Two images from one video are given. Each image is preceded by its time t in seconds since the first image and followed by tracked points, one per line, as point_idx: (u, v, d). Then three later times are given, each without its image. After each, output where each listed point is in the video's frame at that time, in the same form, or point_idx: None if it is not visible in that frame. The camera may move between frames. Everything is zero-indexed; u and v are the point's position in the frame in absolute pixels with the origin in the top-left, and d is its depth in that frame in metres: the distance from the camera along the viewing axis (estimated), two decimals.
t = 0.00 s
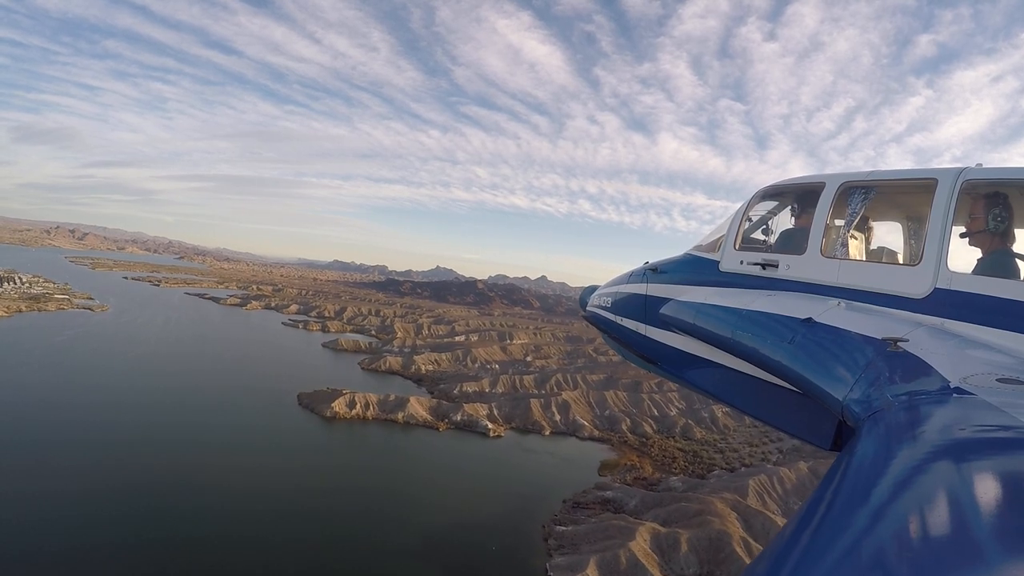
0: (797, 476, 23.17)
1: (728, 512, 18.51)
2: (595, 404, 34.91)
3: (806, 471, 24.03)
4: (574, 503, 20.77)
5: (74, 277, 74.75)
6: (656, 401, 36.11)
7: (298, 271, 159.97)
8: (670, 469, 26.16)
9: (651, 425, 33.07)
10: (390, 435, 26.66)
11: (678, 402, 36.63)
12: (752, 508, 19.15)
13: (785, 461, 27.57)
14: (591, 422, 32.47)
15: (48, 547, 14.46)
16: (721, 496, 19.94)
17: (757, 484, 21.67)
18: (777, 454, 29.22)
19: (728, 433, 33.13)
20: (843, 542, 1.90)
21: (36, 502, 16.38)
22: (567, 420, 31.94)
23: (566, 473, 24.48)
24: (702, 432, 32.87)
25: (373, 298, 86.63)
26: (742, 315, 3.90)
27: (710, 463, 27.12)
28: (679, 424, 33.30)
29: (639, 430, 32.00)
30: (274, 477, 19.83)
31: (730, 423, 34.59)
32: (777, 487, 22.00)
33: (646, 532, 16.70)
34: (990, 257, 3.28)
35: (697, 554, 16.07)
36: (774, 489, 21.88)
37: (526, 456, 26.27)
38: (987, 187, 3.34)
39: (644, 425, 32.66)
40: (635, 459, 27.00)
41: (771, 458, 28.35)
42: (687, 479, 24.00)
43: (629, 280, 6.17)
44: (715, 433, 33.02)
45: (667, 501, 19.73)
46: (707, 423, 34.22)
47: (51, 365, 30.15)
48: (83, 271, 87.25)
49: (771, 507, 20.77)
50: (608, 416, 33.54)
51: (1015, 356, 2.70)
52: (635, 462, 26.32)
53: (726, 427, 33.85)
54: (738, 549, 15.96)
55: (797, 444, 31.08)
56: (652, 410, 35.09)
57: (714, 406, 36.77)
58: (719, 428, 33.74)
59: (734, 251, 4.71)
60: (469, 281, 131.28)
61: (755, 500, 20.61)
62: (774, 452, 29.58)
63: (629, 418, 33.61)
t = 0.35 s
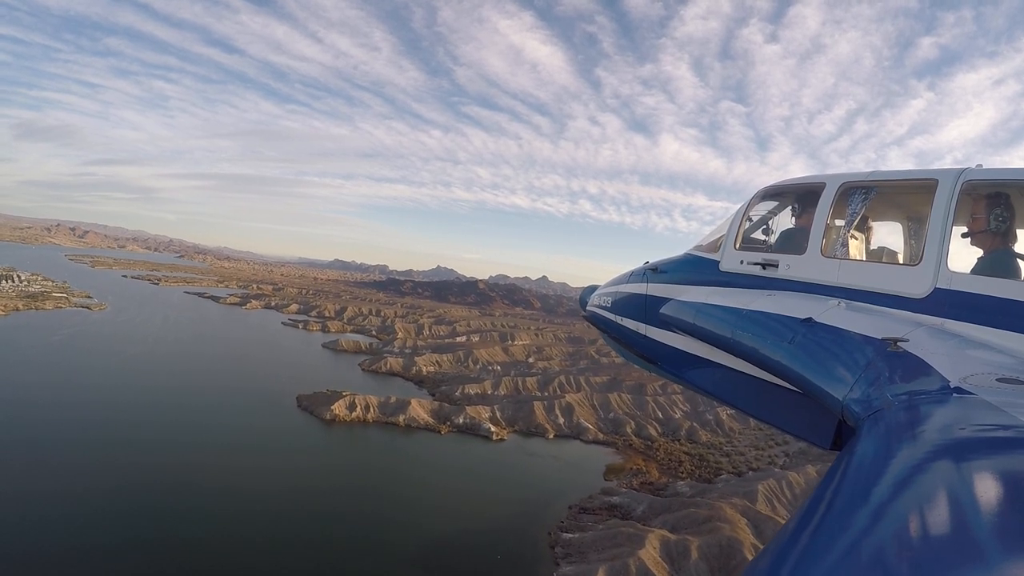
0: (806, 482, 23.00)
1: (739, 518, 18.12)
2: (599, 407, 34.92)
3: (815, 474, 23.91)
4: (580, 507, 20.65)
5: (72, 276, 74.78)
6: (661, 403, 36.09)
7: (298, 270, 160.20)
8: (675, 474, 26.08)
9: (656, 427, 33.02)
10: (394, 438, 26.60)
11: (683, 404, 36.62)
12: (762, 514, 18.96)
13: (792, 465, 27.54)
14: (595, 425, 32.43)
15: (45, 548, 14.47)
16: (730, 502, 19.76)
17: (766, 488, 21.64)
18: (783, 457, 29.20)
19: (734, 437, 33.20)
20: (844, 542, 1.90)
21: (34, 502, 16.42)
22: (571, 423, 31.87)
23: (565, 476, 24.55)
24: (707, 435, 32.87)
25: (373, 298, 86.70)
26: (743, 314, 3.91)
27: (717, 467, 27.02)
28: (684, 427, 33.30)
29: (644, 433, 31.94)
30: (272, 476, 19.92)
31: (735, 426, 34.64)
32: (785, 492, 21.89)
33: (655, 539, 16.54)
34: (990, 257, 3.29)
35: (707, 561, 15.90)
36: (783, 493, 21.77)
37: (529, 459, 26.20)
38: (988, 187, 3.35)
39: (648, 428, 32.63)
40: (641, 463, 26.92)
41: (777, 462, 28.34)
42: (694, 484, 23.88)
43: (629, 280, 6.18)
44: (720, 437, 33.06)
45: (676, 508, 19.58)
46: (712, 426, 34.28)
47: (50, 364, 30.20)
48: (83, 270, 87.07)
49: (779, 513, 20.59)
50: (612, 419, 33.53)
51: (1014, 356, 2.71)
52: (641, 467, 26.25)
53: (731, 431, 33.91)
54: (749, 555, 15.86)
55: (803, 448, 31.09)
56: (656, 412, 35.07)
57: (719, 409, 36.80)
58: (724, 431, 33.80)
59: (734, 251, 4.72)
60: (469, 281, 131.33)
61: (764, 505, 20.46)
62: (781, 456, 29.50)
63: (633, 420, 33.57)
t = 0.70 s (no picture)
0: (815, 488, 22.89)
1: (748, 526, 18.01)
2: (604, 410, 34.92)
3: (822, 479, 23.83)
4: (586, 514, 20.46)
5: (71, 275, 74.72)
6: (664, 406, 36.05)
7: (299, 270, 160.16)
8: (681, 478, 26.01)
9: (661, 431, 32.99)
10: (397, 441, 26.54)
11: (687, 407, 36.60)
12: (771, 521, 18.87)
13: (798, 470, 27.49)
14: (600, 428, 32.38)
15: (43, 547, 14.49)
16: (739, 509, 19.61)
17: (774, 494, 21.60)
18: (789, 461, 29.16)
19: (739, 440, 33.22)
20: (843, 542, 1.90)
21: (33, 501, 16.46)
22: (575, 427, 31.80)
23: (565, 479, 24.56)
24: (712, 439, 32.87)
25: (374, 298, 86.69)
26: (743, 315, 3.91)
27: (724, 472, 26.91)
28: (689, 431, 33.25)
29: (648, 437, 31.89)
30: (270, 476, 19.98)
31: (740, 430, 34.67)
32: (794, 498, 21.84)
33: (665, 549, 16.39)
34: (991, 257, 3.29)
35: (717, 569, 15.76)
36: (791, 499, 21.73)
37: (531, 463, 26.07)
38: (988, 188, 3.35)
39: (653, 432, 32.60)
40: (647, 468, 26.81)
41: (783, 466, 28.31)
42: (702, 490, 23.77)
43: (628, 280, 6.17)
44: (726, 440, 33.06)
45: (685, 514, 19.45)
46: (717, 430, 34.29)
47: (49, 363, 30.20)
48: (82, 268, 87.08)
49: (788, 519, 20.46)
50: (616, 422, 33.52)
51: (1014, 357, 2.71)
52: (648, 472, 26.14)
53: (737, 434, 33.92)
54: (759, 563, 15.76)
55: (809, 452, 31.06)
56: (660, 416, 35.07)
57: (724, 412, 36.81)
58: (729, 435, 33.81)
59: (734, 252, 4.72)
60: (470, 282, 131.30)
61: (772, 512, 20.35)
62: (786, 460, 29.43)
63: (638, 424, 33.52)
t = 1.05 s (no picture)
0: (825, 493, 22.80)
1: (759, 533, 17.95)
2: (609, 413, 34.93)
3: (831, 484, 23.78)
4: (595, 523, 20.21)
5: (70, 274, 74.79)
6: (670, 409, 36.07)
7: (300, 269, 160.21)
8: (688, 483, 25.96)
9: (667, 433, 32.99)
10: (399, 443, 26.54)
11: (692, 409, 36.63)
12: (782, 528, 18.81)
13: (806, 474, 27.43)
14: (605, 431, 32.35)
15: (42, 548, 14.57)
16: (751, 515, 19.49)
17: (784, 500, 21.53)
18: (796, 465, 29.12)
19: (746, 442, 33.25)
20: (843, 543, 1.89)
21: (33, 502, 16.55)
22: (580, 429, 31.77)
23: (564, 482, 24.64)
24: (719, 441, 32.89)
25: (376, 298, 86.73)
26: (743, 314, 3.90)
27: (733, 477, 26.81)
28: (695, 434, 33.25)
29: (654, 440, 31.86)
30: (269, 477, 20.09)
31: (746, 432, 34.69)
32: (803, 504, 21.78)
33: (676, 557, 16.02)
34: (992, 255, 3.29)
35: None
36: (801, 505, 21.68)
37: (535, 467, 26.05)
38: (988, 187, 3.35)
39: (659, 434, 32.58)
40: (654, 472, 26.74)
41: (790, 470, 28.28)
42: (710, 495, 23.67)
43: (629, 280, 6.17)
44: (733, 442, 33.07)
45: (695, 521, 19.35)
46: (723, 432, 34.29)
47: (49, 363, 30.27)
48: (83, 267, 87.10)
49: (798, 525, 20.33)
50: (621, 425, 33.53)
51: (1015, 356, 2.70)
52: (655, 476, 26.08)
53: (743, 437, 33.94)
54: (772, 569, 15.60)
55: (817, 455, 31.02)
56: (666, 418, 35.09)
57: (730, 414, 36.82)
58: (735, 437, 33.83)
59: (734, 251, 4.71)
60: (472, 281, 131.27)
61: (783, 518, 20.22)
62: (794, 463, 29.39)
63: (644, 426, 33.51)
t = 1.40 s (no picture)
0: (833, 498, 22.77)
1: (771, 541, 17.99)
2: (613, 416, 34.90)
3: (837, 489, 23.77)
4: (602, 531, 20.12)
5: (71, 274, 74.79)
6: (676, 412, 36.05)
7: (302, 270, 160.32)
8: (697, 489, 25.94)
9: (673, 438, 32.98)
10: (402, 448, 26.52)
11: (698, 413, 36.62)
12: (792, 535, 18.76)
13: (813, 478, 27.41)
14: (610, 436, 32.32)
15: (44, 548, 14.62)
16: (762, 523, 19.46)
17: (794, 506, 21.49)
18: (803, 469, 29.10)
19: (752, 446, 33.25)
20: (843, 543, 1.89)
21: (34, 502, 16.59)
22: (585, 434, 31.77)
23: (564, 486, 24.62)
24: (725, 445, 32.90)
25: (377, 299, 86.70)
26: (742, 315, 3.90)
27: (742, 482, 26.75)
28: (701, 438, 33.22)
29: (660, 444, 31.83)
30: (268, 477, 20.15)
31: (753, 436, 34.69)
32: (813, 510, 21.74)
33: (688, 565, 15.92)
34: (991, 255, 3.29)
35: None
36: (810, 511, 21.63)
37: (540, 472, 25.98)
38: (988, 187, 3.34)
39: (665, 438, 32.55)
40: (662, 478, 26.69)
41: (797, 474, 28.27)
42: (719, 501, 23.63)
43: (629, 281, 6.17)
44: (739, 447, 33.05)
45: (705, 529, 19.31)
46: (730, 436, 34.28)
47: (50, 364, 30.29)
48: (83, 267, 87.12)
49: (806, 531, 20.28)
50: (627, 429, 33.51)
51: (1014, 357, 2.70)
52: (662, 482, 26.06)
53: (750, 441, 33.95)
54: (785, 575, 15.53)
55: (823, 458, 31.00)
56: (672, 422, 35.09)
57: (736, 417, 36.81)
58: (742, 441, 33.82)
59: (734, 251, 4.71)
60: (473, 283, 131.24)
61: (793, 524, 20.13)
62: (802, 468, 29.36)
63: (650, 430, 33.52)
